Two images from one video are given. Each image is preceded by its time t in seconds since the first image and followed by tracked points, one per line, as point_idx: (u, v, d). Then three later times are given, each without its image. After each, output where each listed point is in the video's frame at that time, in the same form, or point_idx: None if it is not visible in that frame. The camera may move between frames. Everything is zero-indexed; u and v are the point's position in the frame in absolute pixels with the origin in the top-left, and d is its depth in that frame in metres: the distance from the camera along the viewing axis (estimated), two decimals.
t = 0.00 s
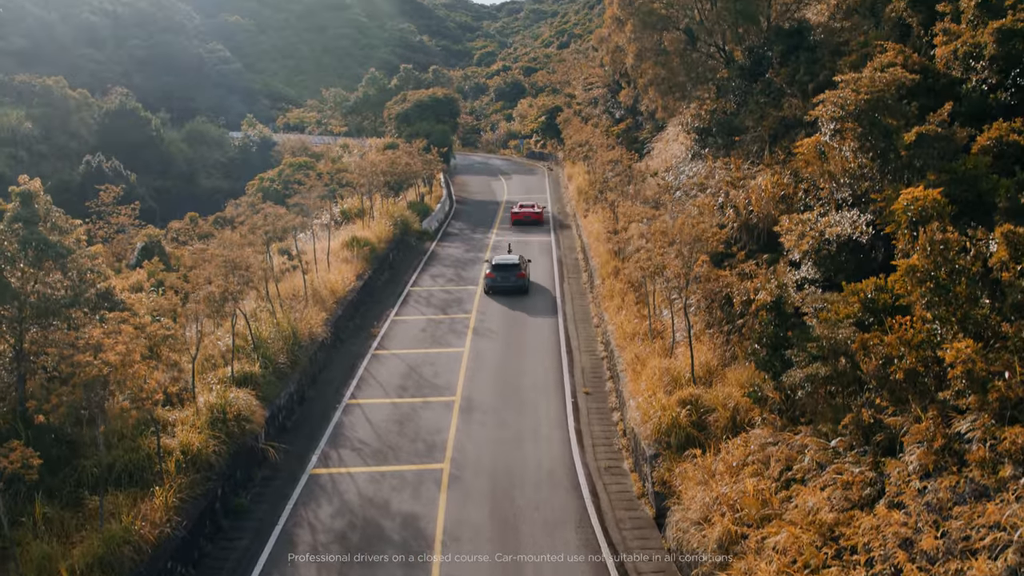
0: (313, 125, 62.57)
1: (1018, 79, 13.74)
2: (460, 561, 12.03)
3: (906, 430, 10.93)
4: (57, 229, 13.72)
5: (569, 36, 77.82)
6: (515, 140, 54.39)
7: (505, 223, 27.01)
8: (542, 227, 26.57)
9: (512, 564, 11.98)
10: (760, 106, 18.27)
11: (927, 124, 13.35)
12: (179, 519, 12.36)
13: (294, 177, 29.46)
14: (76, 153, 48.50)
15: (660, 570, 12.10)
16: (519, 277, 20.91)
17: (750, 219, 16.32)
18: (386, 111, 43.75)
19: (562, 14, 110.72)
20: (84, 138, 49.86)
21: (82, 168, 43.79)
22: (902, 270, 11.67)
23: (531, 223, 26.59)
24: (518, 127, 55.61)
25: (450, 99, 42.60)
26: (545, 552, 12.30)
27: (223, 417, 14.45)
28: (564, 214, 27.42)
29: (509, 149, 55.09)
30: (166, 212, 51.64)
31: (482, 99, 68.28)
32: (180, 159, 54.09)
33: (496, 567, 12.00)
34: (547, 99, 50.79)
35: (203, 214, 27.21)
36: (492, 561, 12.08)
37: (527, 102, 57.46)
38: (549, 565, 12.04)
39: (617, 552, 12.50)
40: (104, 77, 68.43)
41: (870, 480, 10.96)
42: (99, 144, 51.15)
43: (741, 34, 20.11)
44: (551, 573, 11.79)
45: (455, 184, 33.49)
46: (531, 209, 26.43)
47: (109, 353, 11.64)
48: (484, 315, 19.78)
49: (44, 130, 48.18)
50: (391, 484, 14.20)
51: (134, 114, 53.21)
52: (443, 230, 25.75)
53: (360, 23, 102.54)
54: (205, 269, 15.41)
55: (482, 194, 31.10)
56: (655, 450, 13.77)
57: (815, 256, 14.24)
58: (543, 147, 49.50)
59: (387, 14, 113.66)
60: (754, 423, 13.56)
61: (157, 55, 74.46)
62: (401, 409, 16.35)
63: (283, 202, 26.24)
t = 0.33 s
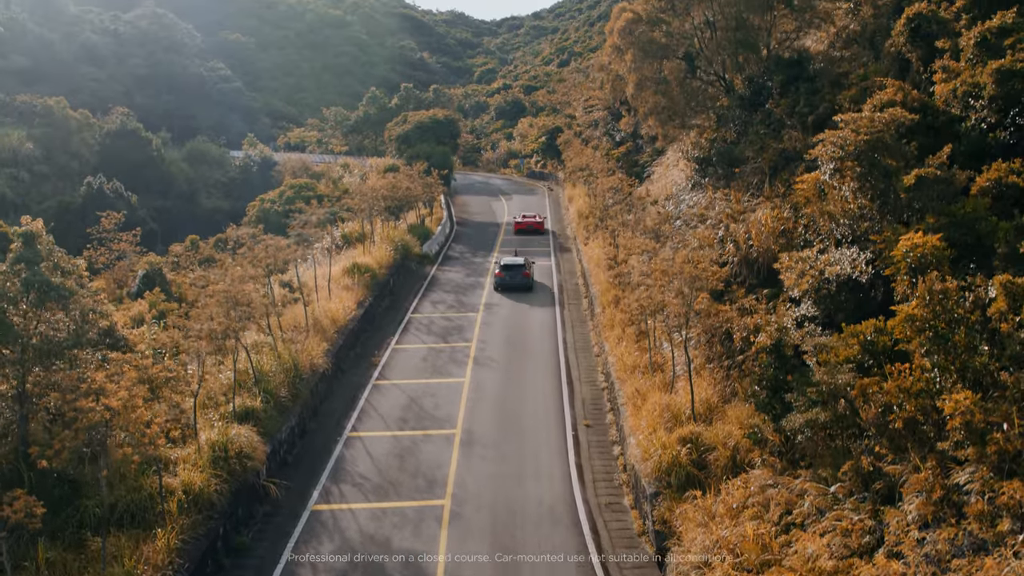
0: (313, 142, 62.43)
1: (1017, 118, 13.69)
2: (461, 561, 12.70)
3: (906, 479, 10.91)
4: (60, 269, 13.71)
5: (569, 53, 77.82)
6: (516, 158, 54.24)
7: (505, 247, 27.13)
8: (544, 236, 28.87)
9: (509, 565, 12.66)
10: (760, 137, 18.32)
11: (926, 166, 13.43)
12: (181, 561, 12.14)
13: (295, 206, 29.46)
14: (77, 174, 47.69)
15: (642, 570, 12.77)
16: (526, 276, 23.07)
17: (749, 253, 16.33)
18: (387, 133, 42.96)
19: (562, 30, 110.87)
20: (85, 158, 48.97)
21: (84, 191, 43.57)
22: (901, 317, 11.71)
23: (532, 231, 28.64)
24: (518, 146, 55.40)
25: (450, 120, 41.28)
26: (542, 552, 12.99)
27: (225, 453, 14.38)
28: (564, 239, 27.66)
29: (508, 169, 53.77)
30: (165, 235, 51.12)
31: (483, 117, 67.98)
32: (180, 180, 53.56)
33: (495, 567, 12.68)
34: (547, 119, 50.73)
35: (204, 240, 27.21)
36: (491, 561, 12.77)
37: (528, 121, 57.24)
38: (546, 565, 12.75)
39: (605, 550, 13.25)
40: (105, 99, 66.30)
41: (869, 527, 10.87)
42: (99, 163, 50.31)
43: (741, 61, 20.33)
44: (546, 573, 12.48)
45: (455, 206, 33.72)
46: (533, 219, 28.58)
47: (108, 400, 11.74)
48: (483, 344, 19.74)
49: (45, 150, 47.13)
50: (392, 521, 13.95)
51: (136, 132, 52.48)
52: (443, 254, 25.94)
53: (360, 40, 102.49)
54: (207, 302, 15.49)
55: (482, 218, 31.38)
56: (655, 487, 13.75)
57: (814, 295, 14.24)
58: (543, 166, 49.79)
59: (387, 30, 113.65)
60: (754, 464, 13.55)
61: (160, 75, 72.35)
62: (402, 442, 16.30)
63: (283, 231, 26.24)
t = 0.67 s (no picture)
0: (314, 161, 62.15)
1: (1016, 158, 13.66)
2: (463, 561, 13.40)
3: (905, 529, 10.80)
4: (61, 310, 13.64)
5: (569, 73, 77.59)
6: (516, 178, 53.82)
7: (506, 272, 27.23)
8: (544, 247, 31.18)
9: (509, 565, 13.36)
10: (760, 169, 18.35)
11: (925, 209, 13.47)
12: None
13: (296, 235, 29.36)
14: (79, 197, 46.46)
15: (627, 569, 13.48)
16: (530, 279, 25.23)
17: (750, 288, 16.29)
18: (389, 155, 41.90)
19: (563, 48, 110.43)
20: (87, 179, 47.55)
21: (85, 214, 42.57)
22: (901, 366, 11.77)
23: (534, 243, 30.85)
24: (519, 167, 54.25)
25: (450, 142, 39.94)
26: (542, 552, 13.70)
27: (226, 491, 14.22)
28: (564, 263, 27.86)
29: (509, 190, 53.47)
30: (167, 259, 48.84)
31: (484, 135, 67.50)
32: (182, 201, 51.84)
33: (496, 566, 13.36)
34: (546, 140, 50.64)
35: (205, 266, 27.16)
36: (491, 562, 13.43)
37: (529, 140, 56.70)
38: (543, 564, 13.43)
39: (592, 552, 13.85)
40: (108, 119, 64.61)
41: None
42: (101, 185, 48.82)
43: (740, 91, 20.31)
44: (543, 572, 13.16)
45: (455, 229, 34.04)
46: (534, 231, 31.01)
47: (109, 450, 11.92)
48: (484, 374, 19.76)
49: (47, 172, 46.03)
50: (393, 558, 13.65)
51: (138, 152, 51.09)
52: (444, 279, 26.13)
53: (360, 56, 102.39)
54: (209, 338, 15.54)
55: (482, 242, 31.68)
56: (656, 526, 13.68)
57: (814, 336, 14.22)
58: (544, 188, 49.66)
59: (387, 46, 113.38)
60: (754, 506, 13.49)
61: (161, 95, 70.28)
62: (403, 477, 16.19)
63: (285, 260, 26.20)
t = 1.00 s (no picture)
0: (314, 182, 61.94)
1: (1015, 201, 13.62)
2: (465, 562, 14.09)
3: None
4: (61, 353, 13.39)
5: (569, 93, 77.46)
6: (516, 200, 53.51)
7: (506, 299, 27.34)
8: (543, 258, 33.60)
9: (510, 563, 14.11)
10: (760, 203, 18.39)
11: (925, 255, 13.58)
12: None
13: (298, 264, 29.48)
14: (80, 220, 46.43)
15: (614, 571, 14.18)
16: (533, 285, 27.67)
17: (749, 325, 16.20)
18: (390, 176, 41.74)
19: (563, 66, 110.36)
20: (88, 203, 47.52)
21: (87, 237, 42.75)
22: (901, 417, 11.73)
23: (533, 254, 33.44)
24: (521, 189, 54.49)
25: (450, 166, 39.80)
26: (543, 553, 14.44)
27: (227, 532, 13.92)
28: (564, 289, 28.02)
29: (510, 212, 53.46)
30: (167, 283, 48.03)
31: (484, 155, 67.41)
32: (183, 224, 51.25)
33: (497, 565, 14.09)
34: (546, 162, 50.57)
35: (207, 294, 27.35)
36: (494, 562, 14.18)
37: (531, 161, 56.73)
38: (545, 565, 14.17)
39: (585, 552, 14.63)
40: (108, 141, 63.57)
41: None
42: (102, 209, 48.49)
43: (741, 122, 20.20)
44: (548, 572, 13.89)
45: (456, 253, 34.31)
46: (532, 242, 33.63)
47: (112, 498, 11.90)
48: (484, 406, 19.72)
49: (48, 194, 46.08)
50: None
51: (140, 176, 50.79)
52: (444, 305, 26.29)
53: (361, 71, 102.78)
54: (209, 376, 15.58)
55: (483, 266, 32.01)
56: (656, 568, 13.48)
57: (814, 378, 14.12)
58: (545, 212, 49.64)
59: (388, 63, 113.41)
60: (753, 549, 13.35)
61: (161, 117, 69.34)
62: (403, 511, 15.86)
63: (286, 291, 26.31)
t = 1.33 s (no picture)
0: (314, 201, 62.00)
1: (1014, 234, 13.61)
2: (470, 562, 14.70)
3: None
4: (62, 386, 13.07)
5: (569, 111, 77.68)
6: (516, 219, 53.36)
7: (506, 321, 27.41)
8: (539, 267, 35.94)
9: (510, 563, 14.77)
10: (760, 230, 18.43)
11: (924, 290, 13.61)
12: None
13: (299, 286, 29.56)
14: (81, 240, 46.49)
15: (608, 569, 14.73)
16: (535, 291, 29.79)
17: (749, 354, 16.19)
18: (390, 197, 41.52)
19: (563, 84, 110.75)
20: (89, 224, 47.58)
21: (87, 257, 42.84)
22: (900, 456, 11.68)
23: (530, 265, 35.78)
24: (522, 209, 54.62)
25: (450, 187, 39.86)
26: (542, 553, 15.12)
27: (226, 564, 13.79)
28: (564, 310, 28.14)
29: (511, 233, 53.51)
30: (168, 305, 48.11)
31: (484, 174, 67.55)
32: (183, 244, 50.61)
33: (498, 565, 14.76)
34: (545, 183, 50.57)
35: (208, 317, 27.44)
36: (495, 561, 14.83)
37: (531, 180, 56.87)
38: (542, 565, 14.81)
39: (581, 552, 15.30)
40: (110, 160, 63.35)
41: None
42: (103, 229, 48.47)
43: (742, 149, 20.42)
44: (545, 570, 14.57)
45: (456, 273, 34.46)
46: (528, 253, 35.87)
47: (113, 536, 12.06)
48: (484, 432, 19.68)
49: (48, 214, 46.19)
50: None
51: (141, 195, 50.27)
52: (443, 328, 26.40)
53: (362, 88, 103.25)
54: (210, 407, 15.51)
55: (483, 286, 32.28)
56: None
57: (814, 412, 14.03)
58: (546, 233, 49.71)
59: (388, 80, 113.93)
60: None
61: (162, 137, 69.23)
62: (402, 540, 15.55)
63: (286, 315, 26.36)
